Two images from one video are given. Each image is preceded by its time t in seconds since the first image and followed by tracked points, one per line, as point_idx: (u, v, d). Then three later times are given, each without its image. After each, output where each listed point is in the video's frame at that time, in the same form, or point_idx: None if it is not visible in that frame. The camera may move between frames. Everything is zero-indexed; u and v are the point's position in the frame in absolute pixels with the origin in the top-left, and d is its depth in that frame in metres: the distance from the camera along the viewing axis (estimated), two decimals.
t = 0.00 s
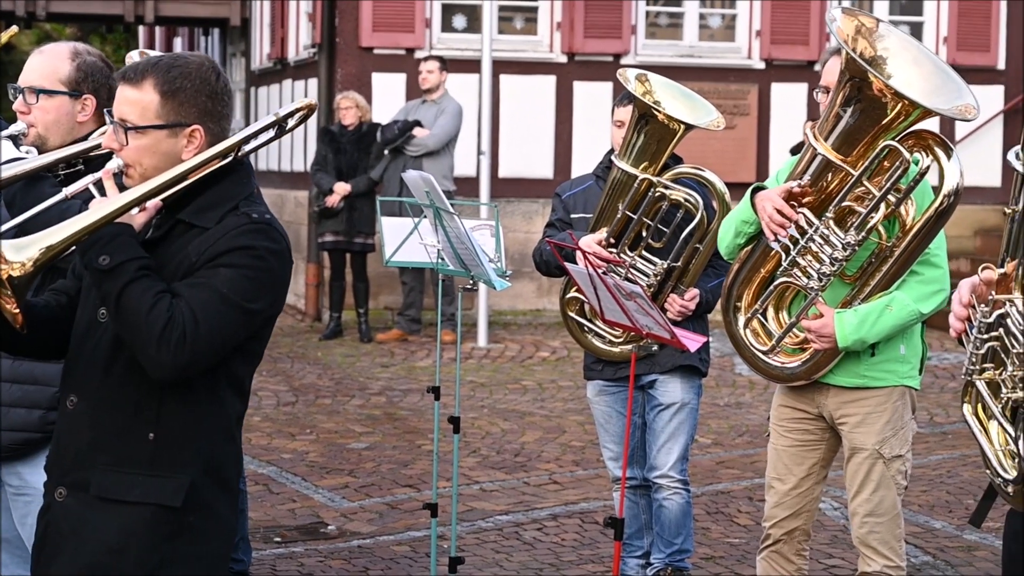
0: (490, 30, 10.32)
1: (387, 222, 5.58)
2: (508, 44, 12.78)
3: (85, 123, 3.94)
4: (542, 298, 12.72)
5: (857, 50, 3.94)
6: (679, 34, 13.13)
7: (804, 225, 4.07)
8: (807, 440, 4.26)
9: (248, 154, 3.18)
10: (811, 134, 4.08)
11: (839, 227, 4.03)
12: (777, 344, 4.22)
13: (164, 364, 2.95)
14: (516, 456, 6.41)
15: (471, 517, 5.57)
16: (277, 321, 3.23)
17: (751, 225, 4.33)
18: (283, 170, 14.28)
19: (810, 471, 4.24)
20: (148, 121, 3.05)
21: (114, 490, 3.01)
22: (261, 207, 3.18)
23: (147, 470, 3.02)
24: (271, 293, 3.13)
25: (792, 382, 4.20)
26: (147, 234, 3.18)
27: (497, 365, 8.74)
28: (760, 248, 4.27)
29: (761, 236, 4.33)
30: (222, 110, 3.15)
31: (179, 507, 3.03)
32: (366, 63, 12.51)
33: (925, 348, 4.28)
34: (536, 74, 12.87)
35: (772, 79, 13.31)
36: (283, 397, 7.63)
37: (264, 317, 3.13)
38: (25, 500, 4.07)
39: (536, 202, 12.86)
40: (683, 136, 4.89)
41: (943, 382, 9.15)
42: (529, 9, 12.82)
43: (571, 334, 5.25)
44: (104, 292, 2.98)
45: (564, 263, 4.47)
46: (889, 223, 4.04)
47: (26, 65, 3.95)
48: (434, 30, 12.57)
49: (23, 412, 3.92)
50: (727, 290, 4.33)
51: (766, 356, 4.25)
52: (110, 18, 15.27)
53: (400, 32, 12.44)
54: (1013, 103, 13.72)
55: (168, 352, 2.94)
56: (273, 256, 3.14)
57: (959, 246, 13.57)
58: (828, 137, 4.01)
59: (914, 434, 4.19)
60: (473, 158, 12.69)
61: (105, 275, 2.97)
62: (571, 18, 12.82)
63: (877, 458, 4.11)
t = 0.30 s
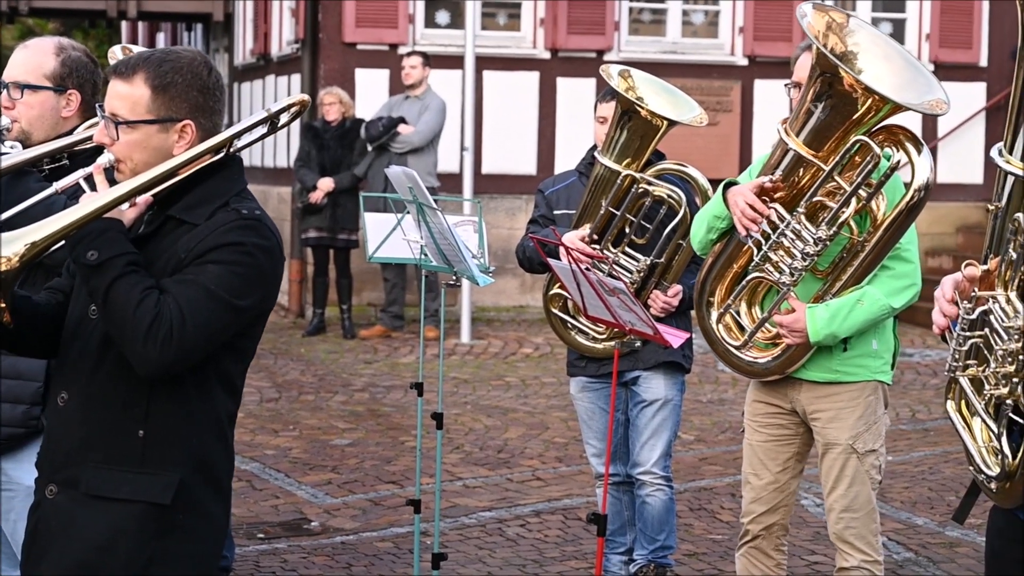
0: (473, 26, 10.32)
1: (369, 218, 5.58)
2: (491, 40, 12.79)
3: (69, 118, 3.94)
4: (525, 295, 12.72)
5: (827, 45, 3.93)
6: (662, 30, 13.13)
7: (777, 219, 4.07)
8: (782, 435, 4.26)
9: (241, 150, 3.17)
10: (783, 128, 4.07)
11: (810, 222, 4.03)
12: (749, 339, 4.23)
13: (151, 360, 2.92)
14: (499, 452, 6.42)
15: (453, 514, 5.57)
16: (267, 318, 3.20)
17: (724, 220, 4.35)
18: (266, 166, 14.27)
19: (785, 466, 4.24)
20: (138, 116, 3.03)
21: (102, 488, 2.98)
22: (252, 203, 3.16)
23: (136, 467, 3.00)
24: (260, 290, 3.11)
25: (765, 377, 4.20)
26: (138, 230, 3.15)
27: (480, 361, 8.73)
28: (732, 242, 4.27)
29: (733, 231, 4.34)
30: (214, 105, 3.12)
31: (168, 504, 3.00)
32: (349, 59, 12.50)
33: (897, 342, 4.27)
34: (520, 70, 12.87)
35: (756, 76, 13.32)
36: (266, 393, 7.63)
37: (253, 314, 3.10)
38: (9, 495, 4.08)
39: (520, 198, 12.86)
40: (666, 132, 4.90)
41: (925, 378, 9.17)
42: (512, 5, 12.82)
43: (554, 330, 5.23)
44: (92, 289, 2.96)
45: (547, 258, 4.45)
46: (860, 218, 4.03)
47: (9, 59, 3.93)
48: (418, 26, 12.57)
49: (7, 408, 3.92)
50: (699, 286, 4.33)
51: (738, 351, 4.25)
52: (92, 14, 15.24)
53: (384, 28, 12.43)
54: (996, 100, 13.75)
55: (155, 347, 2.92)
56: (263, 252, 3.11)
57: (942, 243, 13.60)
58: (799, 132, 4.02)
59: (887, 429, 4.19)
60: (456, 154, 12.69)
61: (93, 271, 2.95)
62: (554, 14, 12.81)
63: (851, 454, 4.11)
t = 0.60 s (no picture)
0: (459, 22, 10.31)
1: (353, 214, 5.57)
2: (477, 36, 12.80)
3: (56, 112, 3.93)
4: (511, 291, 12.73)
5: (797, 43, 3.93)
6: (648, 27, 13.12)
7: (749, 215, 4.07)
8: (759, 431, 4.27)
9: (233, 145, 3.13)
10: (755, 125, 4.07)
11: (782, 218, 4.03)
12: (723, 335, 4.23)
13: (142, 358, 2.88)
14: (484, 448, 6.42)
15: (439, 510, 5.57)
16: (260, 314, 3.16)
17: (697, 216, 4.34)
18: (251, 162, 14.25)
19: (763, 463, 4.26)
20: (129, 112, 3.00)
21: (93, 486, 2.94)
22: (244, 199, 3.13)
23: (127, 465, 2.96)
24: (252, 288, 3.07)
25: (740, 372, 4.21)
26: (131, 227, 3.11)
27: (465, 357, 8.74)
28: (707, 239, 4.27)
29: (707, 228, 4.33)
30: (206, 101, 3.10)
31: (159, 503, 2.96)
32: (335, 55, 12.50)
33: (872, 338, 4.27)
34: (506, 66, 12.87)
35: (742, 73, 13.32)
36: (252, 389, 7.63)
37: (246, 311, 3.06)
38: None
39: (505, 194, 12.87)
40: (652, 128, 4.90)
41: (910, 375, 9.18)
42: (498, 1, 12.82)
43: (540, 326, 5.26)
44: (83, 287, 2.92)
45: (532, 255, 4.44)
46: (832, 213, 4.03)
47: None
48: (404, 21, 12.56)
49: None
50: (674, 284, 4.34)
51: (712, 346, 4.26)
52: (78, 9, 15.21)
53: (369, 24, 12.43)
54: (981, 97, 13.76)
55: (146, 346, 2.88)
56: (255, 249, 3.07)
57: (927, 240, 13.63)
58: (771, 128, 4.01)
59: (862, 424, 4.19)
60: (442, 150, 12.69)
61: (84, 269, 2.90)
62: (541, 11, 12.81)
63: (826, 449, 4.11)
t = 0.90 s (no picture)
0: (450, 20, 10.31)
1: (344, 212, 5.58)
2: (468, 34, 12.79)
3: (47, 110, 3.93)
4: (502, 289, 12.74)
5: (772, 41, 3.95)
6: (638, 25, 13.14)
7: (726, 213, 4.07)
8: (739, 429, 4.28)
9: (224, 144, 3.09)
10: (732, 124, 4.08)
11: (759, 216, 4.03)
12: (702, 333, 4.24)
13: (134, 360, 2.84)
14: (474, 446, 6.43)
15: (428, 508, 5.58)
16: (253, 316, 3.12)
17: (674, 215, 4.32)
18: (241, 160, 14.25)
19: (745, 461, 4.27)
20: (119, 113, 2.96)
21: (85, 488, 2.90)
22: (236, 199, 3.08)
23: (120, 467, 2.91)
24: (245, 289, 3.02)
25: (722, 370, 4.20)
26: (121, 227, 3.07)
27: (455, 355, 8.74)
28: (684, 238, 4.27)
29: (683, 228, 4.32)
30: (196, 101, 3.05)
31: (151, 505, 2.92)
32: (326, 53, 12.49)
33: (850, 336, 4.28)
34: (497, 65, 12.88)
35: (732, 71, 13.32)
36: (242, 386, 7.63)
37: (238, 313, 3.02)
38: None
39: (495, 192, 12.88)
40: (642, 127, 4.90)
41: (899, 373, 9.20)
42: None
43: (530, 325, 5.24)
44: (74, 288, 2.88)
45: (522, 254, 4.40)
46: (809, 210, 4.04)
47: None
48: (394, 19, 12.57)
49: None
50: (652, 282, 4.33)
51: (692, 345, 4.25)
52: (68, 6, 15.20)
53: (360, 22, 12.43)
54: (971, 96, 13.77)
55: (138, 347, 2.83)
56: (247, 250, 3.03)
57: (917, 238, 13.64)
58: (747, 126, 4.02)
59: (841, 422, 4.19)
60: (433, 148, 12.69)
61: (75, 271, 2.87)
62: (531, 9, 12.81)
63: (805, 447, 4.12)
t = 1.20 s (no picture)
0: (439, 21, 10.31)
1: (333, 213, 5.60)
2: (456, 36, 12.80)
3: (36, 112, 3.95)
4: (489, 291, 12.77)
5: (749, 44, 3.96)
6: (627, 27, 13.17)
7: (702, 213, 4.09)
8: (718, 430, 4.28)
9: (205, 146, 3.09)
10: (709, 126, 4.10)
11: (736, 217, 4.03)
12: (679, 335, 4.25)
13: (114, 362, 2.84)
14: (462, 448, 6.43)
15: (417, 509, 5.58)
16: (233, 318, 3.12)
17: (652, 217, 4.37)
18: (230, 162, 14.24)
19: (724, 463, 4.27)
20: (99, 115, 2.96)
21: (64, 491, 2.89)
22: (217, 201, 3.08)
23: (100, 469, 2.91)
24: (225, 290, 3.02)
25: (699, 371, 4.21)
26: (103, 230, 3.07)
27: (444, 357, 8.74)
28: (663, 240, 4.32)
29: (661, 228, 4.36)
30: (177, 103, 3.05)
31: (131, 508, 2.91)
32: (314, 55, 12.49)
33: (828, 339, 4.27)
34: (486, 67, 12.88)
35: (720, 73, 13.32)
36: (230, 388, 7.63)
37: (218, 315, 3.02)
38: None
39: (483, 194, 12.88)
40: (630, 128, 4.90)
41: (886, 375, 9.20)
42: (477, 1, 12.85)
43: (518, 327, 5.24)
44: (54, 291, 2.88)
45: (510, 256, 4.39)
46: (786, 212, 4.03)
47: None
48: (383, 21, 12.59)
49: None
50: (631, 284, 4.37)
51: (669, 346, 4.27)
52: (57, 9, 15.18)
53: (348, 23, 12.43)
54: (959, 98, 13.79)
55: (118, 349, 2.83)
56: (228, 252, 3.03)
57: (904, 240, 13.66)
58: (724, 128, 4.04)
59: (817, 424, 4.19)
60: (421, 150, 12.70)
61: (55, 274, 2.87)
62: (519, 11, 12.81)
63: (781, 449, 4.11)
